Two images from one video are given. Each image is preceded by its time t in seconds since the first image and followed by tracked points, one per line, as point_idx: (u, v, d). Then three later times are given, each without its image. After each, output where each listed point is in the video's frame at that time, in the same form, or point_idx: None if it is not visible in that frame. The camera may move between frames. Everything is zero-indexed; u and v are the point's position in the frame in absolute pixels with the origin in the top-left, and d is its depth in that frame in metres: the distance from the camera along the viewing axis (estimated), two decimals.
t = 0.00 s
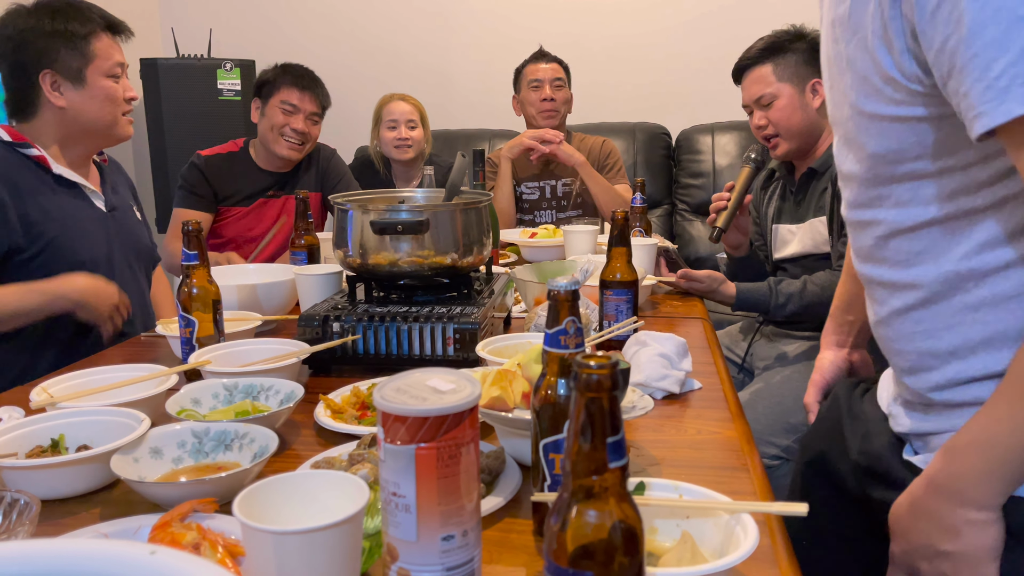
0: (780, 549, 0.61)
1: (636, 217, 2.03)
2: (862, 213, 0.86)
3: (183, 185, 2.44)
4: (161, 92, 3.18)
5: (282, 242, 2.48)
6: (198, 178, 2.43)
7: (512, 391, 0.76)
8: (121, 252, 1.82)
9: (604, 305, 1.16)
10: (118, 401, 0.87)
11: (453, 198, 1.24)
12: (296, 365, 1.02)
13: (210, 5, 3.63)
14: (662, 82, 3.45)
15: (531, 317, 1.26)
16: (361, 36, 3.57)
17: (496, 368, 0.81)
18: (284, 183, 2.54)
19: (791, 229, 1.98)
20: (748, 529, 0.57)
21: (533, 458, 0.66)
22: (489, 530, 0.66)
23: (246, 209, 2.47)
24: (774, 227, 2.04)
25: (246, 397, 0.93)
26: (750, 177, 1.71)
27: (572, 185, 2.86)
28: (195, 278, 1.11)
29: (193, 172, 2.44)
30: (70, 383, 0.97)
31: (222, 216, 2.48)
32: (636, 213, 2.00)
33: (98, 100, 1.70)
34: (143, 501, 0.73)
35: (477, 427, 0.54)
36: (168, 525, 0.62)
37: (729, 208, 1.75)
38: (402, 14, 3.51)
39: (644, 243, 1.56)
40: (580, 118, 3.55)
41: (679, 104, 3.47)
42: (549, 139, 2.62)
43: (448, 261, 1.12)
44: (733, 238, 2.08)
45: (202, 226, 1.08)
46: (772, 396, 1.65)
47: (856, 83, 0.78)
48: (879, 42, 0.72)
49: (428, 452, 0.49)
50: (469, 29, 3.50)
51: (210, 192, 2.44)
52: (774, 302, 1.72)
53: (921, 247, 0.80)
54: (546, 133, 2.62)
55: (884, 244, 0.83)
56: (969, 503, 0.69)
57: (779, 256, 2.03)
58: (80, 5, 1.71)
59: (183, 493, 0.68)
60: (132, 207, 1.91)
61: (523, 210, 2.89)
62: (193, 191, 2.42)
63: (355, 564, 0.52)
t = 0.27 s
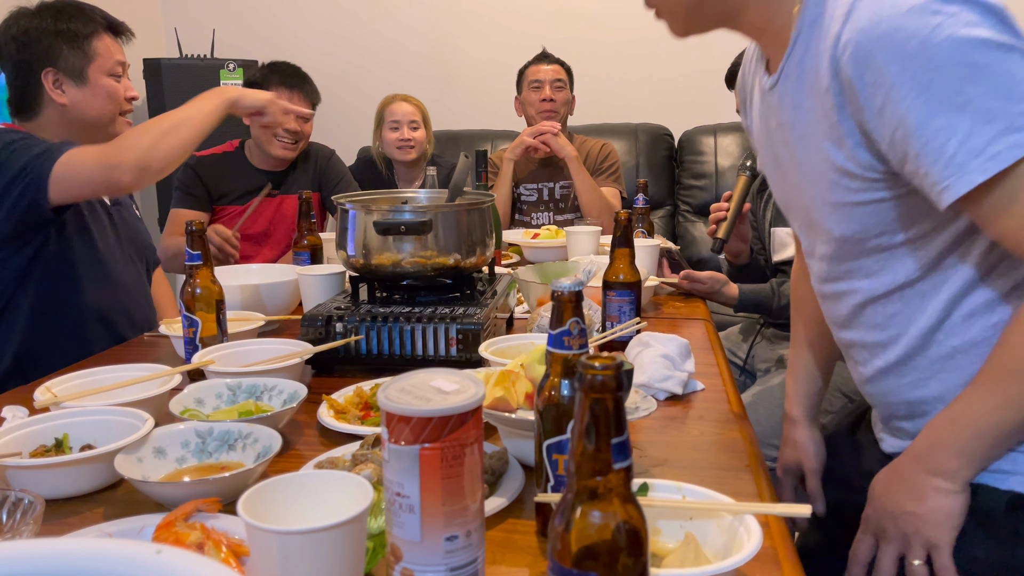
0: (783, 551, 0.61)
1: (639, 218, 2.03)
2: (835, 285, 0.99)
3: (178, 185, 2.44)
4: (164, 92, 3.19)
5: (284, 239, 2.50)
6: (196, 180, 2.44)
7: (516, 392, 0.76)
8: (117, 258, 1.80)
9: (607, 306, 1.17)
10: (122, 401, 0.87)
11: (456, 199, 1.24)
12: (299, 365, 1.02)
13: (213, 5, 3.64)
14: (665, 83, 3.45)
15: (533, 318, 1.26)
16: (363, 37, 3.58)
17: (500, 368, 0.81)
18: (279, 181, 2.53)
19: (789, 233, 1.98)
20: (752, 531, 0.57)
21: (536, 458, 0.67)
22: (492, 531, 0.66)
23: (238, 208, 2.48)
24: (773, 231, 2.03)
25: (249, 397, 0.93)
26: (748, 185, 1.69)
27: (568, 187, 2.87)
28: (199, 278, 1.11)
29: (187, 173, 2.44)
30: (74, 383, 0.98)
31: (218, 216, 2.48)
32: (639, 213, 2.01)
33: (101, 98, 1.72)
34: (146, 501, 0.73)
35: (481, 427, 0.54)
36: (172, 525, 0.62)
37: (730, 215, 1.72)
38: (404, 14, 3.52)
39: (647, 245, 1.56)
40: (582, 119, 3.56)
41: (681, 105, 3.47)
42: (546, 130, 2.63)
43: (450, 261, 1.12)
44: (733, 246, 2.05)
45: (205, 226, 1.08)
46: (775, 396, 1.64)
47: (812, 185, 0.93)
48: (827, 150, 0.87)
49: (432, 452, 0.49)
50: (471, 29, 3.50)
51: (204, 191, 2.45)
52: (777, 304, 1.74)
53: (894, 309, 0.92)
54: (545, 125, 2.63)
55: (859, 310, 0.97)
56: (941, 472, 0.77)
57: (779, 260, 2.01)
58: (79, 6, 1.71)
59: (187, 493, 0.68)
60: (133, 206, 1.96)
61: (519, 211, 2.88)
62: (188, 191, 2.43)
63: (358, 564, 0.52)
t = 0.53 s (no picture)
0: (785, 552, 0.61)
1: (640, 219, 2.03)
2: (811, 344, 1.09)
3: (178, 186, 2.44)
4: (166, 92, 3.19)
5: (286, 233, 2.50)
6: (197, 180, 2.44)
7: (517, 393, 0.76)
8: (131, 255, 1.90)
9: (608, 307, 1.16)
10: (122, 401, 0.87)
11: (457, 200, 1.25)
12: (300, 365, 1.02)
13: (216, 6, 3.65)
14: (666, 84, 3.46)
15: (535, 319, 1.26)
16: (365, 37, 3.58)
17: (501, 369, 0.81)
18: (274, 181, 2.54)
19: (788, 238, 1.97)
20: (754, 532, 0.57)
21: (537, 459, 0.66)
22: (494, 531, 0.66)
23: (235, 208, 2.47)
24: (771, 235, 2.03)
25: (251, 397, 0.93)
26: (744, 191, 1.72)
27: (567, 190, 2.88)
28: (200, 278, 1.11)
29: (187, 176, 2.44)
30: (76, 382, 0.98)
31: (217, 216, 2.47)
32: (640, 215, 2.01)
33: (115, 98, 1.80)
34: (148, 501, 0.73)
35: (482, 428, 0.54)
36: (173, 525, 0.62)
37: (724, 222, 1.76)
38: (406, 15, 3.52)
39: (648, 246, 1.56)
40: (584, 120, 3.56)
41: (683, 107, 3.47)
42: (548, 130, 2.63)
43: (451, 262, 1.12)
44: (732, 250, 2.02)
45: (208, 226, 1.08)
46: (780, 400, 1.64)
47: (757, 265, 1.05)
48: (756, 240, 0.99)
49: (434, 452, 0.49)
50: (473, 30, 3.50)
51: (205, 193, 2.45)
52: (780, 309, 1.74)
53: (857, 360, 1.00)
54: (546, 124, 2.63)
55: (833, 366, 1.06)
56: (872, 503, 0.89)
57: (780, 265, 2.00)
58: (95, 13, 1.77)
59: (188, 493, 0.68)
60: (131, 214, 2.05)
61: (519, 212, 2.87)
62: (188, 193, 2.43)
63: (359, 564, 0.52)
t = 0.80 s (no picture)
0: (788, 554, 0.61)
1: (642, 220, 2.03)
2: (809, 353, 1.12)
3: (180, 178, 2.44)
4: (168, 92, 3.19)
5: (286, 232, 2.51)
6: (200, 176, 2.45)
7: (519, 394, 0.76)
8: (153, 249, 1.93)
9: (611, 308, 1.16)
10: (125, 400, 0.87)
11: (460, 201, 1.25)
12: (302, 365, 1.02)
13: (218, 6, 3.65)
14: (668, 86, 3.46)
15: (537, 319, 1.26)
16: (367, 38, 3.59)
17: (504, 370, 0.81)
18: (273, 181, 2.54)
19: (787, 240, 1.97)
20: (756, 532, 0.57)
21: (540, 460, 0.66)
22: (496, 532, 0.66)
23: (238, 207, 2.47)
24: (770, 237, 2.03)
25: (253, 397, 0.93)
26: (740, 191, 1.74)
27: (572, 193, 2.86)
28: (203, 278, 1.11)
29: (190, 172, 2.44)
30: (79, 382, 0.98)
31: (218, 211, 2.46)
32: (643, 216, 2.00)
33: (137, 94, 1.81)
34: (149, 501, 0.73)
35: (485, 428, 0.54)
36: (176, 524, 0.62)
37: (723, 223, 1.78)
38: (409, 16, 3.52)
39: (651, 247, 1.56)
40: (585, 121, 3.56)
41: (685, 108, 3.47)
42: (552, 135, 2.61)
43: (454, 262, 1.12)
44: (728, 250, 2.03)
45: (210, 226, 1.08)
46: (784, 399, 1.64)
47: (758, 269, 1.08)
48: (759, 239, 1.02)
49: (437, 453, 0.49)
50: (475, 31, 3.50)
51: (205, 188, 2.45)
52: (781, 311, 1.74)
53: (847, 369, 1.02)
54: (548, 128, 2.61)
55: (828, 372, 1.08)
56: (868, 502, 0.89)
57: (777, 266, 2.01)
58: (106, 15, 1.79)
59: (189, 492, 0.68)
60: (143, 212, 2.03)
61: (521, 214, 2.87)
62: (189, 187, 2.43)
63: (362, 564, 0.52)
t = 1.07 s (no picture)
0: (791, 555, 0.61)
1: (644, 221, 2.03)
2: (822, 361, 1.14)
3: (185, 178, 2.44)
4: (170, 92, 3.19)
5: (286, 232, 2.51)
6: (205, 177, 2.44)
7: (522, 394, 0.76)
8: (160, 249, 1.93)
9: (613, 309, 1.16)
10: (126, 400, 0.87)
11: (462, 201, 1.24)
12: (304, 366, 1.02)
13: (220, 6, 3.66)
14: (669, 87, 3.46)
15: (539, 320, 1.25)
16: (369, 38, 3.59)
17: (506, 370, 0.81)
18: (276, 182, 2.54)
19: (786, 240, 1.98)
20: (759, 534, 0.57)
21: (542, 461, 0.66)
22: (498, 533, 0.66)
23: (241, 207, 2.47)
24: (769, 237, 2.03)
25: (255, 397, 0.93)
26: (741, 192, 1.74)
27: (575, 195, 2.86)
28: (204, 277, 1.11)
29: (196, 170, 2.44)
30: (80, 381, 0.98)
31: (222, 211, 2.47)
32: (644, 217, 2.00)
33: (140, 95, 1.81)
34: (151, 501, 0.73)
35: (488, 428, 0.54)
36: (177, 524, 0.62)
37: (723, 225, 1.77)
38: (410, 16, 3.53)
39: (653, 248, 1.56)
40: (586, 122, 3.56)
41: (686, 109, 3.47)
42: (555, 137, 2.61)
43: (456, 263, 1.12)
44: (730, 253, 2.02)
45: (212, 225, 1.08)
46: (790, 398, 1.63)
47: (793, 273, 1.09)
48: (811, 240, 1.02)
49: (440, 453, 0.49)
50: (477, 31, 3.50)
51: (211, 187, 2.45)
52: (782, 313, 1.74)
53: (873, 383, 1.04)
54: (552, 129, 2.60)
55: (845, 381, 1.09)
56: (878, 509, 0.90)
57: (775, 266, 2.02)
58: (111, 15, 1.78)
59: (191, 492, 0.68)
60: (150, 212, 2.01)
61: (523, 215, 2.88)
62: (195, 186, 2.42)
63: (364, 565, 0.52)
